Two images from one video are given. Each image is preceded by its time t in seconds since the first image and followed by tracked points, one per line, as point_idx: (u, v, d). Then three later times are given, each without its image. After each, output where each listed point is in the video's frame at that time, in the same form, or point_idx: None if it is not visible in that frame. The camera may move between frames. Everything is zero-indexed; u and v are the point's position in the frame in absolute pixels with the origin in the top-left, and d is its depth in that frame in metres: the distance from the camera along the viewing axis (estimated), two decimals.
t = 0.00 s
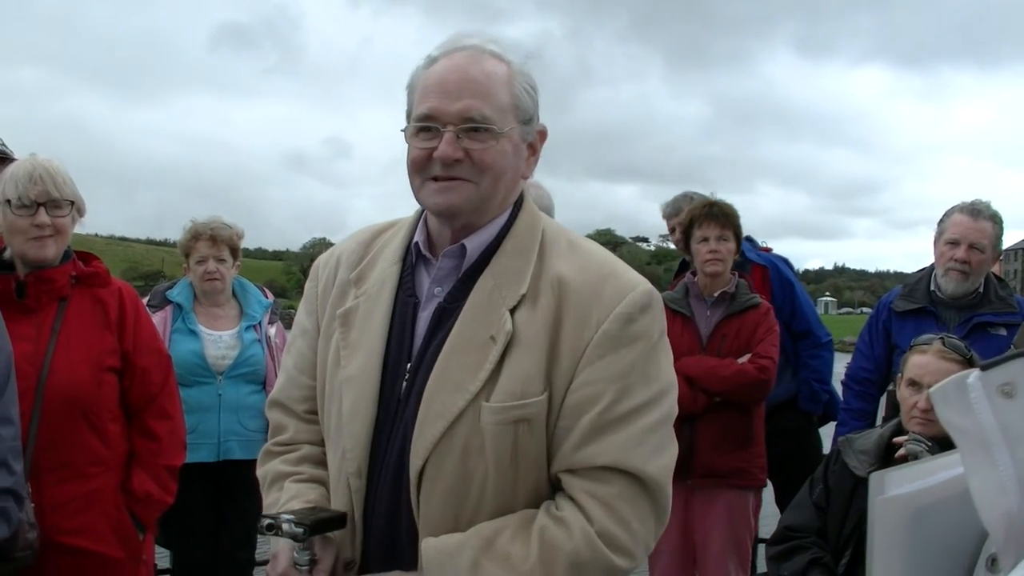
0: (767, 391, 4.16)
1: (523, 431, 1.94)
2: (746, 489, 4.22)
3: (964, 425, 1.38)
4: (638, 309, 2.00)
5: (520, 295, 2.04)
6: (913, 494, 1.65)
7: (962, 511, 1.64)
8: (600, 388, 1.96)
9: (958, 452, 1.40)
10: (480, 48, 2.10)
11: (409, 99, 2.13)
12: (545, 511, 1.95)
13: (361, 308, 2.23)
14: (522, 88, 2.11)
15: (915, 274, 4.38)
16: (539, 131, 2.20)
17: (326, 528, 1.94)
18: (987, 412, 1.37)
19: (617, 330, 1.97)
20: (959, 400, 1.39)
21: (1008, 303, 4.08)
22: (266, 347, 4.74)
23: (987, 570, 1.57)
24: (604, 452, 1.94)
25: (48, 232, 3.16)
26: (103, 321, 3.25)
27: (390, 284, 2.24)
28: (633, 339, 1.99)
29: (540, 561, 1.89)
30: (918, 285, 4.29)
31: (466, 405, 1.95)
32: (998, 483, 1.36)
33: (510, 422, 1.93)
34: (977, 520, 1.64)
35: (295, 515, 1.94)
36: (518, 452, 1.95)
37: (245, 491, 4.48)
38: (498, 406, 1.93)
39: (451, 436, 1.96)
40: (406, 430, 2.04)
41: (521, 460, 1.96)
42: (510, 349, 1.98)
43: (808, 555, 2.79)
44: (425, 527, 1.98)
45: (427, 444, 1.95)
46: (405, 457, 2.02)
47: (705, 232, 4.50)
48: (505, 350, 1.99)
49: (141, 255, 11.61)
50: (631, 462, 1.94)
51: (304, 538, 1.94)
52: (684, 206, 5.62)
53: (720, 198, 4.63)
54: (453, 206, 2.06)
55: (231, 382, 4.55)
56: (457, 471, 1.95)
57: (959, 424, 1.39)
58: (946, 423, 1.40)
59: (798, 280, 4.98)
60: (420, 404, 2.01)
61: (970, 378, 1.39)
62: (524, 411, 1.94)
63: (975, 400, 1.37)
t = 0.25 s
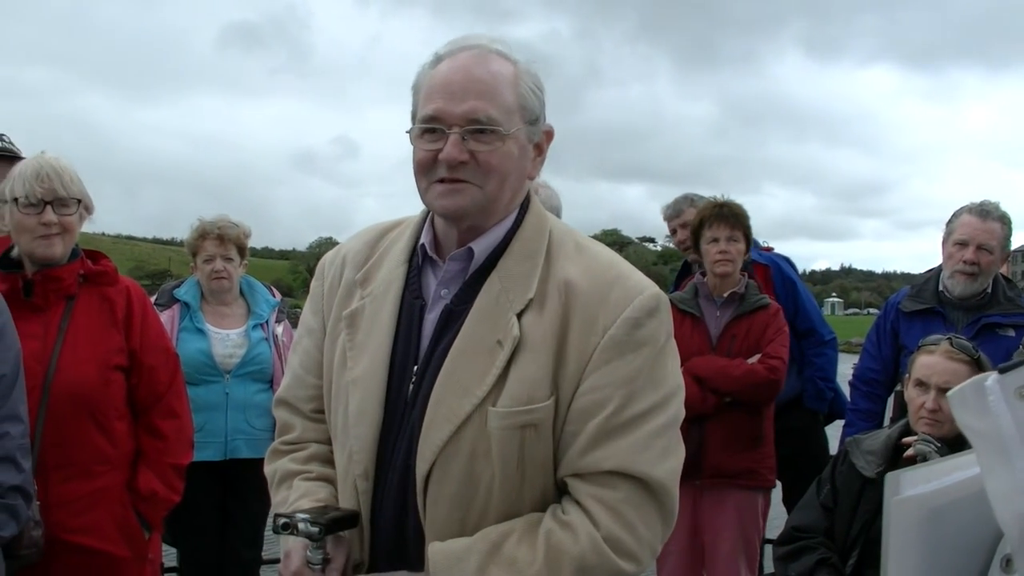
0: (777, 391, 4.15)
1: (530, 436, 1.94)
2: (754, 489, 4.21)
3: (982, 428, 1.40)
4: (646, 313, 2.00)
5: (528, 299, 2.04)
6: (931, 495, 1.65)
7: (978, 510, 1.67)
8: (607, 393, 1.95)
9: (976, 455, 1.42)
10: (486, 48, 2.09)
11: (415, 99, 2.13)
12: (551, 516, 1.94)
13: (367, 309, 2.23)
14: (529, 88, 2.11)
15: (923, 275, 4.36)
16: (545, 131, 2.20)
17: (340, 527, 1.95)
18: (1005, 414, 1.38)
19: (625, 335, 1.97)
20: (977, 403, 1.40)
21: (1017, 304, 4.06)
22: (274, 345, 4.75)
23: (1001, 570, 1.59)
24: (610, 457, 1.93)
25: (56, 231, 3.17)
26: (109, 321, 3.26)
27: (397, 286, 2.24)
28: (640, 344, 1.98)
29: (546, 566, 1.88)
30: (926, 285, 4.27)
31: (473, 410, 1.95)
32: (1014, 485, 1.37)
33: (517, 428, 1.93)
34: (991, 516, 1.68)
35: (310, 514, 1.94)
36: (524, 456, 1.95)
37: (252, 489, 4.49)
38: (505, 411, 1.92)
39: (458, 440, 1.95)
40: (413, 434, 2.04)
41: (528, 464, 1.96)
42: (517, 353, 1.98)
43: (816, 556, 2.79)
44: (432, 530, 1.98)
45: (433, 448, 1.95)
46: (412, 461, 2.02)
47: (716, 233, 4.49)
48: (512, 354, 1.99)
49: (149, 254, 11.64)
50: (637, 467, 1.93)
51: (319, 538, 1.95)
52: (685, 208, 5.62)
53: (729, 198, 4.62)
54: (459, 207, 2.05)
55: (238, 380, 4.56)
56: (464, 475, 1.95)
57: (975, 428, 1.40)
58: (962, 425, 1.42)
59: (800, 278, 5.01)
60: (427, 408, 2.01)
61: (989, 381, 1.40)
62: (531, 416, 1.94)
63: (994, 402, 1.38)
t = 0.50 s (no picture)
0: (788, 390, 4.15)
1: (539, 436, 1.94)
2: (764, 490, 4.20)
3: (994, 431, 1.45)
4: (654, 313, 2.00)
5: (537, 299, 2.04)
6: (946, 496, 1.66)
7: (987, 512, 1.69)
8: (616, 393, 1.95)
9: (987, 456, 1.47)
10: (489, 48, 2.09)
11: (418, 100, 2.13)
12: (561, 514, 1.94)
13: (373, 309, 2.23)
14: (533, 89, 2.11)
15: (931, 274, 4.35)
16: (550, 131, 2.20)
17: (349, 531, 1.96)
18: (1019, 416, 1.43)
19: (634, 335, 1.97)
20: (990, 405, 1.46)
21: None
22: (280, 345, 4.76)
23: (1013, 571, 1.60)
24: (620, 456, 1.93)
25: (64, 231, 3.18)
26: (116, 321, 3.26)
27: (403, 286, 2.24)
28: (649, 343, 1.98)
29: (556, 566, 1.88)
30: (933, 285, 4.26)
31: (482, 410, 1.95)
32: None
33: (526, 428, 1.93)
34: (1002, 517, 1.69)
35: (319, 518, 1.94)
36: (533, 456, 1.95)
37: (259, 488, 4.50)
38: (515, 411, 1.92)
39: (467, 440, 1.95)
40: (422, 434, 2.05)
41: (536, 465, 1.96)
42: (526, 354, 1.98)
43: (824, 555, 2.78)
44: (439, 531, 1.98)
45: (442, 449, 1.95)
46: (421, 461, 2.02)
47: (725, 233, 4.49)
48: (521, 355, 1.99)
49: (156, 254, 11.66)
50: (647, 466, 1.93)
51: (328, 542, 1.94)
52: (689, 208, 5.61)
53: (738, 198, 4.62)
54: (463, 208, 2.05)
55: (245, 380, 4.57)
56: (473, 476, 1.95)
57: (986, 432, 1.46)
58: (973, 426, 1.47)
59: (804, 277, 5.01)
60: (436, 409, 2.01)
61: (1001, 384, 1.46)
62: (540, 417, 1.94)
63: (1007, 404, 1.44)
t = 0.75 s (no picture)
0: (790, 390, 4.16)
1: (541, 436, 1.94)
2: (766, 490, 4.20)
3: (996, 430, 1.48)
4: (655, 312, 2.00)
5: (538, 299, 2.04)
6: (947, 495, 1.66)
7: (984, 512, 1.70)
8: (617, 392, 1.96)
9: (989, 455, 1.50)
10: (493, 48, 2.09)
11: (421, 99, 2.13)
12: (563, 515, 1.94)
13: (374, 310, 2.23)
14: (535, 89, 2.12)
15: (932, 274, 4.35)
16: (551, 130, 2.20)
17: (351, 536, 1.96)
18: (1020, 416, 1.46)
19: (635, 334, 1.97)
20: (991, 404, 1.48)
21: None
22: (281, 346, 4.76)
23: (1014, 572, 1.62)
24: (622, 455, 1.93)
25: (66, 232, 3.18)
26: (118, 321, 3.27)
27: (404, 287, 2.24)
28: (650, 342, 1.99)
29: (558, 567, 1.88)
30: (935, 284, 4.26)
31: (484, 410, 1.96)
32: None
33: (527, 427, 1.93)
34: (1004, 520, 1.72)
35: (320, 524, 1.94)
36: (535, 456, 1.95)
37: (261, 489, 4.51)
38: (516, 411, 1.93)
39: (468, 440, 1.96)
40: (423, 434, 2.05)
41: (538, 464, 1.96)
42: (527, 354, 1.98)
43: (826, 556, 2.78)
44: (441, 531, 1.98)
45: (443, 448, 1.96)
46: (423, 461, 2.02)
47: (728, 233, 4.49)
48: (522, 355, 1.99)
49: (157, 255, 11.67)
50: (648, 465, 1.94)
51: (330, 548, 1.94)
52: (689, 208, 5.61)
53: (742, 198, 4.62)
54: (464, 208, 2.06)
55: (246, 381, 4.57)
56: (475, 475, 1.95)
57: (988, 431, 1.48)
58: (975, 425, 1.49)
59: (805, 278, 5.01)
60: (437, 408, 2.01)
61: (1003, 383, 1.49)
62: (542, 416, 1.94)
63: (1009, 404, 1.47)
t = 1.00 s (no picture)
0: (790, 392, 4.15)
1: (540, 433, 1.94)
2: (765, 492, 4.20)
3: (995, 426, 1.47)
4: (656, 311, 2.00)
5: (538, 297, 2.04)
6: (943, 497, 1.66)
7: (987, 513, 1.69)
8: (617, 391, 1.95)
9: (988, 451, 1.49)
10: (502, 47, 2.10)
11: (429, 96, 2.13)
12: (561, 515, 1.94)
13: (377, 309, 2.23)
14: (543, 88, 2.12)
15: (933, 276, 4.35)
16: (558, 131, 2.20)
17: (344, 540, 1.95)
18: (1019, 413, 1.45)
19: (635, 333, 1.97)
20: (990, 399, 1.47)
21: None
22: (282, 346, 4.76)
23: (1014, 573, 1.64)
24: (620, 455, 1.93)
25: (67, 230, 3.18)
26: (120, 319, 3.27)
27: (407, 286, 2.24)
28: (650, 342, 1.98)
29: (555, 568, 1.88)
30: (936, 287, 4.26)
31: (483, 407, 1.96)
32: None
33: (527, 425, 1.93)
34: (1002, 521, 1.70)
35: (313, 527, 1.94)
36: (534, 454, 1.95)
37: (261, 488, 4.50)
38: (515, 409, 1.92)
39: (468, 438, 1.96)
40: (424, 432, 2.05)
41: (537, 462, 1.95)
42: (527, 352, 1.98)
43: (826, 558, 2.78)
44: (439, 530, 1.98)
45: (442, 446, 1.96)
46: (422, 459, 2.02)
47: (728, 235, 4.49)
48: (522, 353, 1.99)
49: (158, 253, 11.68)
50: (647, 465, 1.93)
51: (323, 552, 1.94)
52: (691, 210, 5.61)
53: (742, 200, 4.61)
54: (472, 206, 2.06)
55: (247, 381, 4.57)
56: (474, 473, 1.95)
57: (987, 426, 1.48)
58: (975, 420, 1.49)
59: (806, 280, 5.01)
60: (437, 406, 2.01)
61: (1002, 378, 1.47)
62: (541, 414, 1.94)
63: (1007, 400, 1.46)
